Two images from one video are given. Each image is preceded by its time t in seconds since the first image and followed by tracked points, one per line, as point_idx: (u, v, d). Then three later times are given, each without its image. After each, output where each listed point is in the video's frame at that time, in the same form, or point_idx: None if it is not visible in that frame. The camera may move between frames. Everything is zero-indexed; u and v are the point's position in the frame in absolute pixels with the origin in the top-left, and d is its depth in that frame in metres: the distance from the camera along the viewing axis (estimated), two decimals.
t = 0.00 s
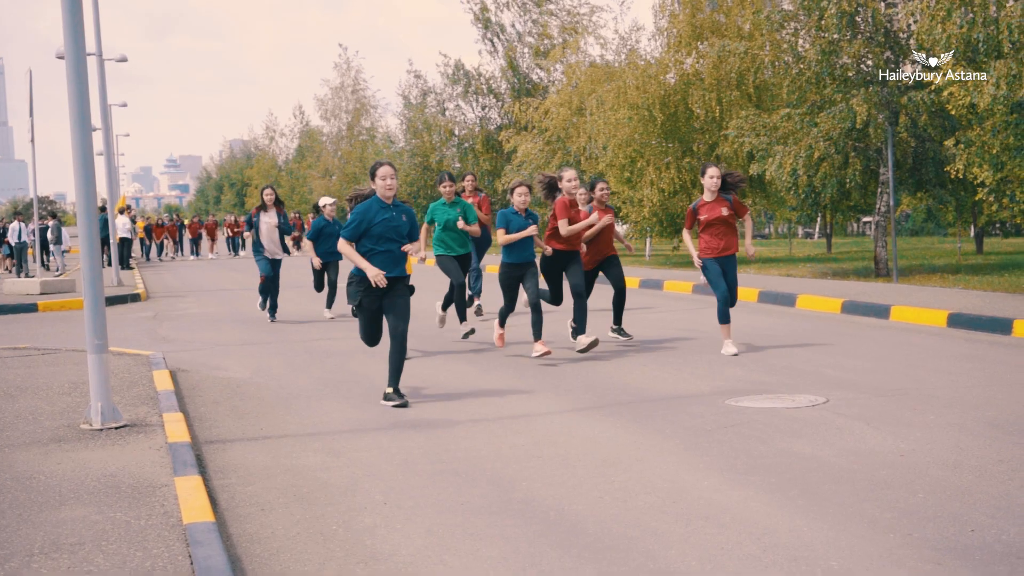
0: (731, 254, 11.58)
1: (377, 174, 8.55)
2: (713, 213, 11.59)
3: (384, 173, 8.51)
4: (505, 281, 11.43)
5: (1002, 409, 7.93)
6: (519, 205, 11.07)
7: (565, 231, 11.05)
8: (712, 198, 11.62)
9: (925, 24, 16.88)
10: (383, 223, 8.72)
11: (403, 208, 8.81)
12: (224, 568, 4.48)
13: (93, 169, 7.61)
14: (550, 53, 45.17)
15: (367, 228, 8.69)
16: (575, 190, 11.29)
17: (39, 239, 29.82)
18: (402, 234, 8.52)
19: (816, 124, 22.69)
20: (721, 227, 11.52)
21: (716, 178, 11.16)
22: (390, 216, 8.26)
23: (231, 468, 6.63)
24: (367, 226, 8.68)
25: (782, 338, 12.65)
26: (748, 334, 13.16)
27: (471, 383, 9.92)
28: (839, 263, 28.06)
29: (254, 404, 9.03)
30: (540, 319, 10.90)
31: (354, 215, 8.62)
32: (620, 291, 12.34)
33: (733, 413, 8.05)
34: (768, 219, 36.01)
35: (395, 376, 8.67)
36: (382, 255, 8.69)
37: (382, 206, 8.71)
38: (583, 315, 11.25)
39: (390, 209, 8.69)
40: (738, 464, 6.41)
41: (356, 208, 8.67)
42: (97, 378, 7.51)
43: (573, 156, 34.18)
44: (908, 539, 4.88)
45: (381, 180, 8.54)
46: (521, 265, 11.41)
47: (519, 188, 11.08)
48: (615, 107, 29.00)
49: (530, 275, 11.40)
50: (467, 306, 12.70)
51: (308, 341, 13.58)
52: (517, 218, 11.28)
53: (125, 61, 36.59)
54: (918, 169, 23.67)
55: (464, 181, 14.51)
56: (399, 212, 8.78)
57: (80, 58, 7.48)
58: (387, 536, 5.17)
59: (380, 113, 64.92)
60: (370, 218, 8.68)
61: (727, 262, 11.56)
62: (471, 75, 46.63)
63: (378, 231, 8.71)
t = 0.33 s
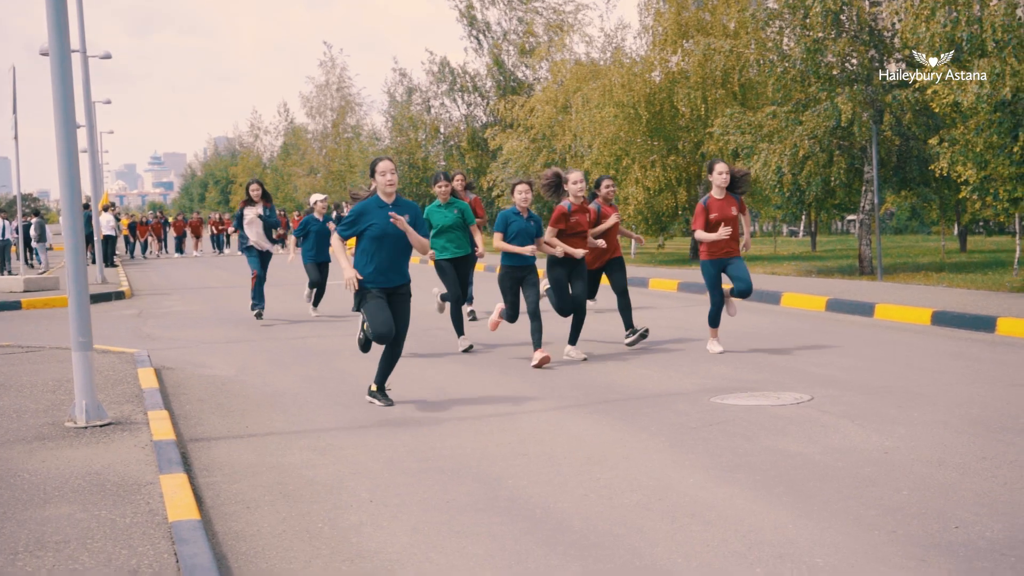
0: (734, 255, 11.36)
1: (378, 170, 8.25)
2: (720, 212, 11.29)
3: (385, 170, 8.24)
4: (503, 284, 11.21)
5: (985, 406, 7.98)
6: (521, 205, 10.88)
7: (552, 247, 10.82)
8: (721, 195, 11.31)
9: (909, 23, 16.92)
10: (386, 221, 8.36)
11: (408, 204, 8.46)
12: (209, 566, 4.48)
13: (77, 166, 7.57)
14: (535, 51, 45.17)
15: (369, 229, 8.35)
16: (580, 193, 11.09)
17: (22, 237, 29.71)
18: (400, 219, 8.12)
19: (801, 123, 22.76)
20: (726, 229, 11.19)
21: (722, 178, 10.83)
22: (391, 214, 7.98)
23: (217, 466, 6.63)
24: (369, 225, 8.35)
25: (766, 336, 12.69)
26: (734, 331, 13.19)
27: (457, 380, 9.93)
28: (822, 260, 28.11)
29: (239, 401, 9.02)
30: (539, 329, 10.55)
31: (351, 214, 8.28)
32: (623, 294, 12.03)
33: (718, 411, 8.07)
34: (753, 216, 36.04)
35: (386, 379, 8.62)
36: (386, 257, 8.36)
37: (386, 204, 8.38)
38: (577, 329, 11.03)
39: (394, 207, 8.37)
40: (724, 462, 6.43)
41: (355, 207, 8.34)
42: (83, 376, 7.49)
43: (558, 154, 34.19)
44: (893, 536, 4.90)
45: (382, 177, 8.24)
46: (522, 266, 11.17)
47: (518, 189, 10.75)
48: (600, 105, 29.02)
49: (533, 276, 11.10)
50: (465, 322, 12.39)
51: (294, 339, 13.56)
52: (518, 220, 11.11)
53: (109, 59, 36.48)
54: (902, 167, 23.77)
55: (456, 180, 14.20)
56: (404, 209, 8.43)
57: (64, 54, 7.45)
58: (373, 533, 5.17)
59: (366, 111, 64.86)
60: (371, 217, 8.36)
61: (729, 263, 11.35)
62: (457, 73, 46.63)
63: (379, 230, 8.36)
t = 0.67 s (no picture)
0: (742, 244, 10.91)
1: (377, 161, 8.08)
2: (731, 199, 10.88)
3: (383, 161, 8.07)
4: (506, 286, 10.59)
5: (968, 406, 8.01)
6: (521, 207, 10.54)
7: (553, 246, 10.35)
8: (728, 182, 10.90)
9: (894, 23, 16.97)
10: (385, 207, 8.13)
11: (408, 189, 8.25)
12: (194, 564, 4.46)
13: (61, 162, 7.54)
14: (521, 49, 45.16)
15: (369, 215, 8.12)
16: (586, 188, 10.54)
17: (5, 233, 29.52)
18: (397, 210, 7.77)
19: (786, 122, 22.82)
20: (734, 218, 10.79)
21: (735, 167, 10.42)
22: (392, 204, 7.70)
23: (202, 464, 6.60)
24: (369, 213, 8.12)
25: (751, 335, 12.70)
26: (719, 330, 13.22)
27: (442, 378, 9.92)
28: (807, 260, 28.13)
29: (224, 399, 8.99)
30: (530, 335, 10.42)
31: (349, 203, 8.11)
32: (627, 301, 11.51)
33: (703, 409, 8.08)
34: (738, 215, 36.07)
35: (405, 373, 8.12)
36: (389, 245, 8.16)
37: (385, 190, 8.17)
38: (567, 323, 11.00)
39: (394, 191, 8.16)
40: (708, 460, 6.44)
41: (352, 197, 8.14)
42: (66, 373, 7.46)
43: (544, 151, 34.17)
44: (877, 534, 4.92)
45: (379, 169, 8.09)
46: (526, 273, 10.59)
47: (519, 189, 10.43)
48: (586, 103, 29.03)
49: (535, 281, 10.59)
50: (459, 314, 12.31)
51: (278, 337, 13.52)
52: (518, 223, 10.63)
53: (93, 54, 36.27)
54: (887, 167, 23.84)
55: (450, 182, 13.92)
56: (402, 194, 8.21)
57: (48, 50, 7.42)
58: (358, 531, 5.17)
59: (351, 109, 64.79)
60: (370, 205, 8.13)
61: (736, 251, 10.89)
62: (442, 71, 46.65)
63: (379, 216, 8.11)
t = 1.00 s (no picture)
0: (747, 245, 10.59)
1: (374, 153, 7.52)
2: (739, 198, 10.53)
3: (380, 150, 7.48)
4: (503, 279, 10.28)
5: (947, 403, 8.05)
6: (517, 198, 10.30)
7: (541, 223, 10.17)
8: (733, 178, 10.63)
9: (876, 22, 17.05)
10: (385, 207, 7.61)
11: (412, 187, 7.71)
12: (175, 560, 4.45)
13: (40, 157, 7.51)
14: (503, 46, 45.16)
15: (369, 217, 7.60)
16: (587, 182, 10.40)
17: None
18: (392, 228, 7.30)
19: (768, 120, 22.87)
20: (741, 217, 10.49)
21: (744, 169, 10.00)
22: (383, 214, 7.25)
23: (183, 461, 6.59)
24: (368, 213, 7.62)
25: (733, 333, 12.73)
26: (701, 327, 13.24)
27: (424, 375, 9.91)
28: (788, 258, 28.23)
29: (205, 396, 8.97)
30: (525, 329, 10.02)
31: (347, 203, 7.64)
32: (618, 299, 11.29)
33: (685, 406, 8.11)
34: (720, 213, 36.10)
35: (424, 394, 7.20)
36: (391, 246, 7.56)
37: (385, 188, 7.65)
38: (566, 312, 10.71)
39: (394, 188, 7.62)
40: (691, 457, 6.46)
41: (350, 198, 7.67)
42: (46, 369, 7.43)
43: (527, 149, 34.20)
44: (857, 530, 4.95)
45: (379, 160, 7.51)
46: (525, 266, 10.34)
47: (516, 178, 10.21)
48: (569, 100, 29.06)
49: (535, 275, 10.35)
50: (465, 308, 12.03)
51: (259, 334, 13.48)
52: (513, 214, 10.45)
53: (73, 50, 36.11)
54: (868, 165, 23.91)
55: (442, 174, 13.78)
56: (403, 192, 7.67)
57: (28, 45, 7.39)
58: (340, 528, 5.17)
59: (333, 106, 64.69)
60: (370, 205, 7.63)
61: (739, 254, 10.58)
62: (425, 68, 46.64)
63: (378, 216, 7.59)
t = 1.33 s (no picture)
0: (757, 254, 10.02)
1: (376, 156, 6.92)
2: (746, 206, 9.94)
3: (385, 153, 6.90)
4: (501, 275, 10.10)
5: (927, 402, 8.07)
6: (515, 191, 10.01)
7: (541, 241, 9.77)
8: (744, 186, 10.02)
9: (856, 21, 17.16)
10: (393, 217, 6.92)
11: (420, 195, 7.06)
12: (156, 559, 4.44)
13: (21, 155, 7.49)
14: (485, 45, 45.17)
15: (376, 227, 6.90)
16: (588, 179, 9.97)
17: None
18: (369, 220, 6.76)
19: (748, 119, 22.91)
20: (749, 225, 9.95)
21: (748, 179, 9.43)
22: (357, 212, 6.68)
23: (163, 458, 6.57)
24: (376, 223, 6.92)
25: (714, 331, 12.74)
26: (681, 326, 13.26)
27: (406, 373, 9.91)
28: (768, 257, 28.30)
29: (186, 393, 8.95)
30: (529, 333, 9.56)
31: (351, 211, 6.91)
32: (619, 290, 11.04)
33: (667, 404, 8.11)
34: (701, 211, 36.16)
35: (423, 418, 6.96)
36: (398, 259, 6.88)
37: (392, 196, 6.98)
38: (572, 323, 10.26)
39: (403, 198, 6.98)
40: (671, 456, 6.46)
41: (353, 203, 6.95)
42: (25, 367, 7.40)
43: (508, 147, 34.19)
44: (837, 528, 4.97)
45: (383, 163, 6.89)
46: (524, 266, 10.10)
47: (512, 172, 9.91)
48: (550, 98, 29.07)
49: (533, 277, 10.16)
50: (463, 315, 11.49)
51: (240, 332, 13.44)
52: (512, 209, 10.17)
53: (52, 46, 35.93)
54: (848, 165, 23.98)
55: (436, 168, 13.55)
56: (412, 200, 7.00)
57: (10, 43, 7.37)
58: (321, 526, 5.16)
59: (314, 103, 64.59)
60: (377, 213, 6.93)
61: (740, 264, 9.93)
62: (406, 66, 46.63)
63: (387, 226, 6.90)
